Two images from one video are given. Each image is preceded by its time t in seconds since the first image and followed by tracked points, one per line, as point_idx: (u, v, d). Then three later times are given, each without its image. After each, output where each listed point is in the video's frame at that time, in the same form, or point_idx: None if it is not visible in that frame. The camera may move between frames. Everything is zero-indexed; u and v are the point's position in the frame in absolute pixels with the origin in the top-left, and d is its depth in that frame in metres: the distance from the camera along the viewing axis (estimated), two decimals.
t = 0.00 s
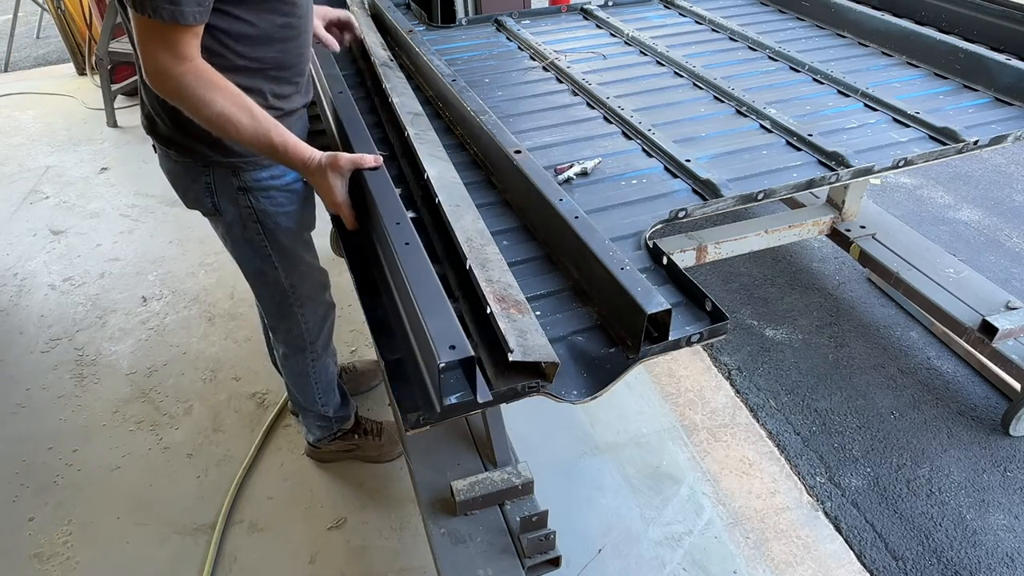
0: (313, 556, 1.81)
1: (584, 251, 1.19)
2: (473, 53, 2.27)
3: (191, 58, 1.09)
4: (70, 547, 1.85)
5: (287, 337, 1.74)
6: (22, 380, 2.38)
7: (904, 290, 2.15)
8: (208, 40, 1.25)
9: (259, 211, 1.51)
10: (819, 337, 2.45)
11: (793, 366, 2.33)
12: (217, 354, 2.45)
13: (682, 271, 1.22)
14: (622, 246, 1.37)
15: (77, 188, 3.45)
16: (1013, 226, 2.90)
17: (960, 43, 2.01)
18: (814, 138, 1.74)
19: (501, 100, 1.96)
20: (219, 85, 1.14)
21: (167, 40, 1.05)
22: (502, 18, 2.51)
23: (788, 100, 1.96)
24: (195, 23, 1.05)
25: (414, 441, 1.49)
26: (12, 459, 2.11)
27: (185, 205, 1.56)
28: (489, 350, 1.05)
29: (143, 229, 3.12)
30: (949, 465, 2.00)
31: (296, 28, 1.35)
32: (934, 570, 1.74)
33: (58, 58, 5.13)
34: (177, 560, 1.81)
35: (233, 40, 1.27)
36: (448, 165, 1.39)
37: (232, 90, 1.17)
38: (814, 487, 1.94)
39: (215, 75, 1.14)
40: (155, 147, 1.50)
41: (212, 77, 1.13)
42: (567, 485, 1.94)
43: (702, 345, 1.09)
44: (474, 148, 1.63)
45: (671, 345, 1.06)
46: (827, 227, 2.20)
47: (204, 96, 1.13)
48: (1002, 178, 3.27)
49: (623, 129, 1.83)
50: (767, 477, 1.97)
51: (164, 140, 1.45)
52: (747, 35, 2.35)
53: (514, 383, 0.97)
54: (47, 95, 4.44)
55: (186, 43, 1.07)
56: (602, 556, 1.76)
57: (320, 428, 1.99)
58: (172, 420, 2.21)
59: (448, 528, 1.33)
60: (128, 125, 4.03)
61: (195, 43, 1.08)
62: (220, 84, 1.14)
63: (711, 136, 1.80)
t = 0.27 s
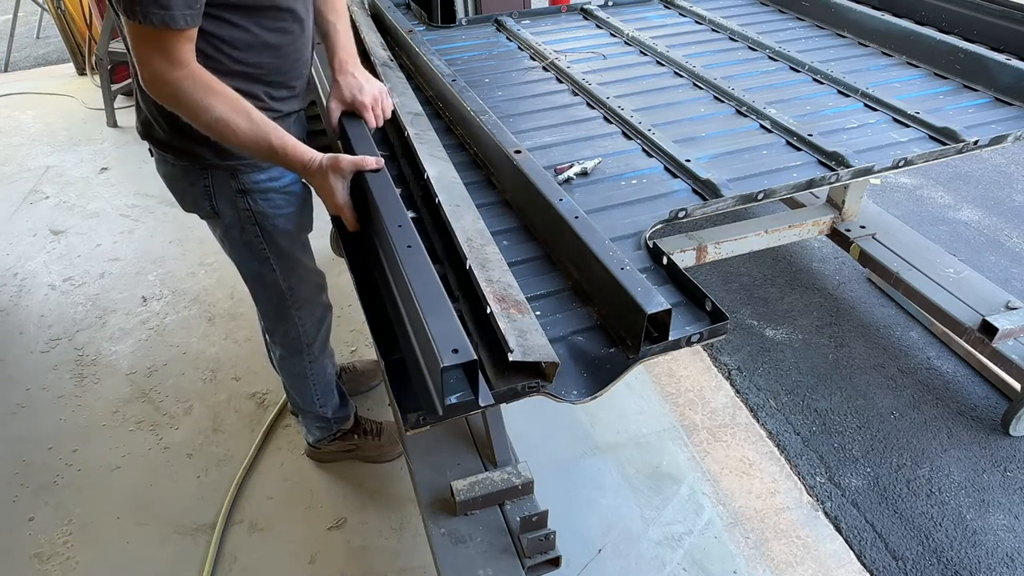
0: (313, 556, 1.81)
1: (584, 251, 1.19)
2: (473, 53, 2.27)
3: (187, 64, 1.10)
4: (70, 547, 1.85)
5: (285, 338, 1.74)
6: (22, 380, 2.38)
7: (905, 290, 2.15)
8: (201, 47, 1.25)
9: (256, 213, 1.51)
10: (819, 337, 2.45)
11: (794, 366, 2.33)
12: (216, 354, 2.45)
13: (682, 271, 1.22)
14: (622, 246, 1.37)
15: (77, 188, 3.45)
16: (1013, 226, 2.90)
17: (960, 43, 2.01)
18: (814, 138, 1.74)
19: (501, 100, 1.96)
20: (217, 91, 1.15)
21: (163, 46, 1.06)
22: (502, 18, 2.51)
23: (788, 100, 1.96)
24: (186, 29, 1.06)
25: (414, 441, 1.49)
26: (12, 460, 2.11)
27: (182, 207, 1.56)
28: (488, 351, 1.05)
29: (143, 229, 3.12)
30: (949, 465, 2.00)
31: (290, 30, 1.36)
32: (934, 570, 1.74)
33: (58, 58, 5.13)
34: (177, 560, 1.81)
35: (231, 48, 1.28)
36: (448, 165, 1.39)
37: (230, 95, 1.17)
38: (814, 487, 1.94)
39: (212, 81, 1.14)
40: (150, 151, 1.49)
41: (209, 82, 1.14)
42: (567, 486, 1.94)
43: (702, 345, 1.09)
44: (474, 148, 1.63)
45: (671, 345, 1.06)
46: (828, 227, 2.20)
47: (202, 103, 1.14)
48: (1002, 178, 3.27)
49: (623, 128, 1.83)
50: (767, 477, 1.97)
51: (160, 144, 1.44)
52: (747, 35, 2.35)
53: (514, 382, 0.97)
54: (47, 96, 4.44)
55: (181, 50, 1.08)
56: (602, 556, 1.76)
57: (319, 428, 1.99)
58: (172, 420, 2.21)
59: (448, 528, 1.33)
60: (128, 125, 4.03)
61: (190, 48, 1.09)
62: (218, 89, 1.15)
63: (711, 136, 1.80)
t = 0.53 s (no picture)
0: (314, 556, 1.81)
1: (584, 251, 1.19)
2: (473, 53, 2.27)
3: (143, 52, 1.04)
4: (70, 547, 1.85)
5: (285, 342, 1.74)
6: (22, 380, 2.38)
7: (904, 290, 2.15)
8: (202, 58, 1.25)
9: (259, 219, 1.51)
10: (819, 337, 2.45)
11: (794, 366, 2.33)
12: (216, 354, 2.45)
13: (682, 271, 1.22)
14: (623, 246, 1.37)
15: (77, 188, 3.45)
16: (1013, 226, 2.90)
17: (960, 43, 2.01)
18: (814, 138, 1.74)
19: (501, 100, 1.96)
20: (190, 88, 1.09)
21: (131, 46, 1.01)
22: (502, 18, 2.51)
23: (788, 100, 1.96)
24: (144, 27, 1.00)
25: (414, 442, 1.49)
26: (12, 460, 2.11)
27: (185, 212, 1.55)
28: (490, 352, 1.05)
29: (143, 229, 3.12)
30: (949, 465, 2.00)
31: (297, 45, 1.36)
32: (934, 570, 1.74)
33: (58, 58, 5.13)
34: (177, 560, 1.82)
35: (230, 57, 1.27)
36: (448, 165, 1.38)
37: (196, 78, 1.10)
38: (813, 487, 1.94)
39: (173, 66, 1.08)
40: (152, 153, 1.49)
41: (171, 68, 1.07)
42: (567, 486, 1.94)
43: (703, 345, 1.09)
44: (474, 148, 1.63)
45: (671, 345, 1.07)
46: (828, 227, 2.21)
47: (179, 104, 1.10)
48: (1002, 178, 3.27)
49: (623, 128, 1.83)
50: (767, 477, 1.97)
51: (163, 148, 1.44)
52: (747, 35, 2.35)
53: (514, 383, 0.99)
54: (46, 96, 4.44)
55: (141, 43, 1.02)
56: (602, 555, 1.76)
57: (320, 430, 1.99)
58: (172, 420, 2.21)
59: (449, 528, 1.32)
60: (128, 125, 4.03)
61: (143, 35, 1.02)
62: (181, 73, 1.08)
63: (710, 136, 1.80)
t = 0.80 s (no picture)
0: (314, 555, 1.81)
1: (584, 251, 1.19)
2: (473, 53, 2.27)
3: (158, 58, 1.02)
4: (70, 547, 1.85)
5: (284, 347, 1.74)
6: (22, 380, 2.38)
7: (904, 290, 2.15)
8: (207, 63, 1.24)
9: (265, 225, 1.51)
10: (819, 337, 2.45)
11: (794, 366, 2.33)
12: (216, 354, 2.45)
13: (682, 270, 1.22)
14: (622, 246, 1.37)
15: (77, 188, 3.45)
16: (1013, 226, 2.90)
17: (960, 44, 2.01)
18: (814, 138, 1.74)
19: (501, 100, 1.96)
20: (210, 86, 1.06)
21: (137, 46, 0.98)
22: (502, 18, 2.51)
23: (788, 100, 1.96)
24: (155, 36, 0.98)
25: (414, 442, 1.48)
26: (12, 459, 2.11)
27: (189, 220, 1.54)
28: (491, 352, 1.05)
29: (143, 229, 3.12)
30: (949, 465, 2.01)
31: (300, 47, 1.35)
32: (934, 570, 1.74)
33: (58, 58, 5.13)
34: (176, 559, 1.82)
35: (238, 62, 1.27)
36: (448, 166, 1.38)
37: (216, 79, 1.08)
38: (814, 487, 1.94)
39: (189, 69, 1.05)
40: (156, 160, 1.47)
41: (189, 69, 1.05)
42: (567, 486, 1.94)
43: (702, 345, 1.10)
44: (474, 148, 1.63)
45: (671, 345, 1.07)
46: (827, 227, 2.21)
47: (188, 114, 1.06)
48: (1002, 178, 3.27)
49: (623, 128, 1.83)
50: (767, 477, 1.97)
51: (167, 155, 1.42)
52: (747, 35, 2.35)
53: (515, 383, 0.99)
54: (46, 95, 4.44)
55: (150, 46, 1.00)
56: (602, 555, 1.77)
57: (319, 432, 1.99)
58: (172, 420, 2.21)
59: (449, 528, 1.33)
60: (128, 125, 4.03)
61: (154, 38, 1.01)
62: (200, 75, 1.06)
63: (710, 136, 1.80)
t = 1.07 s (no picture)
0: (313, 556, 1.81)
1: (584, 251, 1.19)
2: (473, 53, 2.27)
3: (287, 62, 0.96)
4: (70, 547, 1.85)
5: (291, 351, 1.74)
6: (22, 380, 2.38)
7: (904, 290, 2.15)
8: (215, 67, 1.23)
9: (277, 229, 1.51)
10: (819, 336, 2.45)
11: (794, 366, 2.33)
12: (216, 354, 2.45)
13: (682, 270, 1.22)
14: (622, 246, 1.37)
15: (77, 188, 3.45)
16: (1013, 226, 2.91)
17: (960, 43, 2.01)
18: (814, 138, 1.74)
19: (501, 100, 1.96)
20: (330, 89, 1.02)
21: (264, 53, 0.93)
22: (501, 18, 2.51)
23: (788, 101, 1.96)
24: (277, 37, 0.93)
25: (414, 443, 1.48)
26: (12, 460, 2.11)
27: (198, 228, 1.52)
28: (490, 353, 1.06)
29: (143, 229, 3.12)
30: (949, 465, 2.00)
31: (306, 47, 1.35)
32: (934, 570, 1.74)
33: (58, 58, 5.13)
34: (176, 560, 1.82)
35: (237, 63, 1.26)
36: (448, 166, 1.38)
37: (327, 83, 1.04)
38: (814, 487, 1.94)
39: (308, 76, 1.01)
40: (161, 168, 1.46)
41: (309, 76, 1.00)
42: (567, 486, 1.94)
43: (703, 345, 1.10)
44: (474, 148, 1.63)
45: (671, 345, 1.07)
46: (827, 227, 2.21)
47: (322, 119, 1.01)
48: (1002, 178, 3.27)
49: (623, 128, 1.83)
50: (767, 477, 1.97)
51: (175, 164, 1.40)
52: (747, 35, 2.35)
53: (515, 383, 0.99)
54: (46, 95, 4.44)
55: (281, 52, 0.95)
56: (602, 555, 1.77)
57: (321, 433, 1.99)
58: (172, 420, 2.21)
59: (449, 528, 1.33)
60: (128, 125, 4.03)
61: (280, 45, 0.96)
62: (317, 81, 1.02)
63: (710, 136, 1.80)
